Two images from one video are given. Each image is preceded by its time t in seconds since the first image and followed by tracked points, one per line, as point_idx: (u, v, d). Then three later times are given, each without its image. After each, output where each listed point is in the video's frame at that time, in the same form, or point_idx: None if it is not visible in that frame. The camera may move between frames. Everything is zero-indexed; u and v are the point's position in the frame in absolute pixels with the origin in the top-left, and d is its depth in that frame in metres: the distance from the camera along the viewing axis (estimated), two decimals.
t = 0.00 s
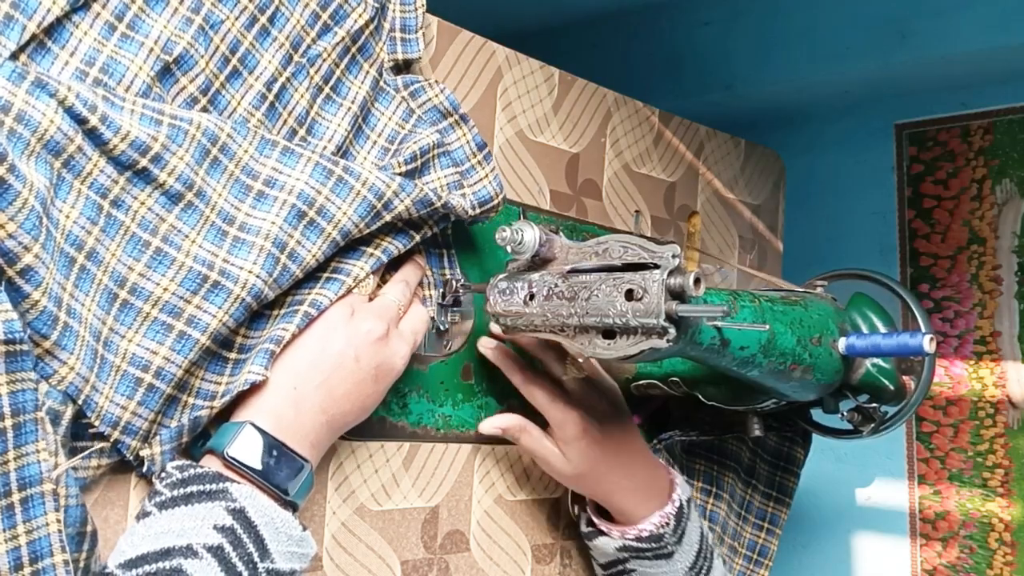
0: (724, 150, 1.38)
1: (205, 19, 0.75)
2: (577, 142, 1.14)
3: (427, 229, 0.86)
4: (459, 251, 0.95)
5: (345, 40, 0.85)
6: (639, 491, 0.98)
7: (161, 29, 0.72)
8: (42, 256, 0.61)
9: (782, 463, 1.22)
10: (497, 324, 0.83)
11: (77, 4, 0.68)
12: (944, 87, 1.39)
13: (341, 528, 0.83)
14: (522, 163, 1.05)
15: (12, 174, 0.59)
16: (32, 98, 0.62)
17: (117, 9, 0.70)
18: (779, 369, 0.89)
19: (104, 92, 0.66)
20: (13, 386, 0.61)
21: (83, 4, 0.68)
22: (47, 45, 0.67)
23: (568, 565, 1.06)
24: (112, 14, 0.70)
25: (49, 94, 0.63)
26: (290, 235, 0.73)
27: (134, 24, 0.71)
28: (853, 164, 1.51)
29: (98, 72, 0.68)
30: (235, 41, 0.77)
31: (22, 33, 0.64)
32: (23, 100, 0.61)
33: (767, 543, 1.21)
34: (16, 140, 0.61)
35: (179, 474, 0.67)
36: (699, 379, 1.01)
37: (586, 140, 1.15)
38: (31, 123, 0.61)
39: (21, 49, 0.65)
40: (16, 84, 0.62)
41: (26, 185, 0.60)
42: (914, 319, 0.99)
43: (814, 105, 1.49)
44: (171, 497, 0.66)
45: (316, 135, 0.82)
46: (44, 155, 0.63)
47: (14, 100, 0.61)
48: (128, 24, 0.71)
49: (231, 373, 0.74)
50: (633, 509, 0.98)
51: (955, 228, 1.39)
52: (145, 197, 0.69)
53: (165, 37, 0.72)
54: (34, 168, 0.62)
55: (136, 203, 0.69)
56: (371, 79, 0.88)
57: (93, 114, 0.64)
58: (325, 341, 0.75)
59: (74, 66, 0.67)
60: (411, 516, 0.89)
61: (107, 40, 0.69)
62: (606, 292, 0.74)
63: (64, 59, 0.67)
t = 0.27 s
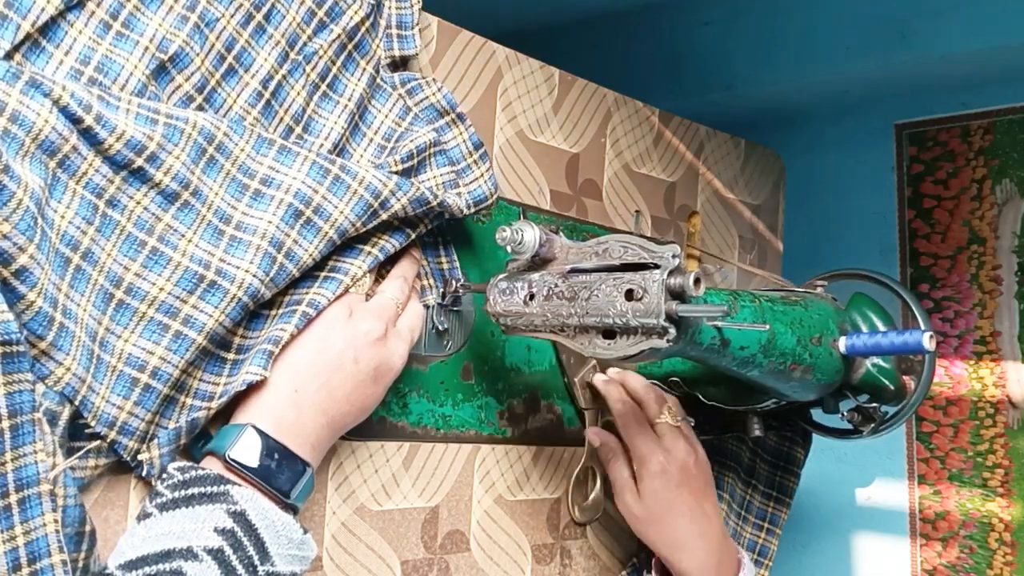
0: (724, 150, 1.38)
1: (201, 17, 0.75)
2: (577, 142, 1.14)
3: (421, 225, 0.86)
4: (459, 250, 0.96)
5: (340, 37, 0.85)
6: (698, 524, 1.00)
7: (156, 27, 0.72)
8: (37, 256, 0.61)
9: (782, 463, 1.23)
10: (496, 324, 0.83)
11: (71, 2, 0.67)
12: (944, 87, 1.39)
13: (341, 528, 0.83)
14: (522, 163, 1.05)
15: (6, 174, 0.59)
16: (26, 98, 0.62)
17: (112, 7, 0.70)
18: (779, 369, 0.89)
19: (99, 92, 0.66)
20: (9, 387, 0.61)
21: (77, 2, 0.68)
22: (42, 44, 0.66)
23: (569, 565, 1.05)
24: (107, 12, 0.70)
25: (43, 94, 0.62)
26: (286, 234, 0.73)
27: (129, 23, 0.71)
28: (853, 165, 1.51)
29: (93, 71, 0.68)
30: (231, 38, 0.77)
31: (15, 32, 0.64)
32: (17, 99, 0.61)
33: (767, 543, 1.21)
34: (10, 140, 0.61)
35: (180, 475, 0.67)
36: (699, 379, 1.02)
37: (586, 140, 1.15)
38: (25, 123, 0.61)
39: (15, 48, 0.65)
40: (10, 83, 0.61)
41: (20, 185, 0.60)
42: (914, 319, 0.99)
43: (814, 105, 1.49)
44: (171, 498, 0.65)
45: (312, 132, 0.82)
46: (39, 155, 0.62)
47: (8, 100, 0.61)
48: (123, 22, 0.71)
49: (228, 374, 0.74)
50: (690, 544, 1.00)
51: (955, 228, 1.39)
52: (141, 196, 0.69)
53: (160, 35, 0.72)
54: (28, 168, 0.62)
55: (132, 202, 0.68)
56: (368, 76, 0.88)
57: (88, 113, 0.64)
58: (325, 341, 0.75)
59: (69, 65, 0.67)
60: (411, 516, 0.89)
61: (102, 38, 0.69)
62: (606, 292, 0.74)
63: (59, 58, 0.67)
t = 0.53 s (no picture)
0: (724, 150, 1.38)
1: (195, 15, 0.74)
2: (577, 142, 1.14)
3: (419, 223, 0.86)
4: (460, 250, 0.96)
5: (336, 34, 0.85)
6: (655, 522, 1.00)
7: (151, 25, 0.72)
8: (32, 257, 0.61)
9: (782, 463, 1.22)
10: (497, 324, 0.83)
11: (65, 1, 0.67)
12: (944, 87, 1.39)
13: (341, 528, 0.83)
14: (522, 163, 1.05)
15: None
16: (20, 99, 0.62)
17: (105, 6, 0.70)
18: (779, 369, 0.89)
19: (93, 92, 0.66)
20: (6, 389, 0.61)
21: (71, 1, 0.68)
22: (36, 44, 0.66)
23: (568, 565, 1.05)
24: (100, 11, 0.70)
25: (38, 94, 0.63)
26: (283, 234, 0.73)
27: (123, 22, 0.71)
28: (853, 164, 1.51)
29: (87, 70, 0.68)
30: (226, 36, 0.77)
31: (9, 32, 0.64)
32: (11, 100, 0.61)
33: (767, 543, 1.21)
34: (4, 141, 0.61)
35: (184, 478, 0.66)
36: (699, 379, 1.02)
37: (586, 140, 1.15)
38: (19, 123, 0.61)
39: (8, 48, 0.65)
40: (4, 84, 0.62)
41: (15, 187, 0.60)
42: (915, 319, 0.99)
43: (814, 105, 1.49)
44: (175, 501, 0.65)
45: (309, 130, 0.82)
46: (33, 155, 0.63)
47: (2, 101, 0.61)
48: (117, 21, 0.70)
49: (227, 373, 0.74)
50: (644, 542, 0.99)
51: (955, 228, 1.39)
52: (136, 196, 0.69)
53: (155, 34, 0.72)
54: (23, 169, 0.62)
55: (127, 202, 0.69)
56: (364, 73, 0.87)
57: (83, 113, 0.64)
58: (324, 341, 0.76)
59: (63, 65, 0.67)
60: (411, 516, 0.89)
61: (96, 37, 0.69)
62: (606, 292, 0.74)
63: (53, 57, 0.67)
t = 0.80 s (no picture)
0: (724, 150, 1.38)
1: (187, 12, 0.74)
2: (577, 142, 1.14)
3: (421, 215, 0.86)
4: (460, 252, 0.96)
5: (330, 30, 0.85)
6: (635, 496, 0.98)
7: (143, 23, 0.72)
8: (25, 259, 0.61)
9: (782, 463, 1.22)
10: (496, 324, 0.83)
11: None
12: (944, 87, 1.39)
13: (341, 528, 0.83)
14: (522, 163, 1.05)
15: None
16: (11, 99, 0.62)
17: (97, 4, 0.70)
18: (779, 369, 0.89)
19: (86, 91, 0.66)
20: (2, 391, 0.61)
21: None
22: (27, 43, 0.66)
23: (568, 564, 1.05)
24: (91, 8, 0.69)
25: (29, 94, 0.62)
26: (277, 233, 0.73)
27: (115, 20, 0.70)
28: (853, 164, 1.51)
29: (79, 69, 0.67)
30: (219, 33, 0.77)
31: None
32: (2, 100, 0.61)
33: (767, 543, 1.21)
34: None
35: (188, 484, 0.66)
36: (699, 378, 1.02)
37: (586, 140, 1.15)
38: (10, 125, 0.61)
39: None
40: None
41: (8, 189, 0.60)
42: (915, 319, 0.99)
43: (813, 106, 1.49)
44: (179, 507, 0.65)
45: (303, 127, 0.82)
46: (25, 156, 0.62)
47: None
48: (109, 19, 0.70)
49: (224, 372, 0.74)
50: (623, 516, 0.97)
51: (955, 228, 1.39)
52: (130, 196, 0.69)
53: (147, 31, 0.72)
54: (15, 170, 0.61)
55: (120, 202, 0.68)
56: (360, 69, 0.87)
57: (75, 114, 0.64)
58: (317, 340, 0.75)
59: (55, 64, 0.67)
60: (411, 516, 0.89)
61: (88, 36, 0.69)
62: (606, 292, 0.74)
63: (45, 57, 0.66)
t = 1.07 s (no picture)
0: (724, 150, 1.38)
1: (180, 12, 0.74)
2: (577, 143, 1.14)
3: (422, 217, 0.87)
4: (459, 253, 0.96)
5: (325, 28, 0.85)
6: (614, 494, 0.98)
7: (136, 23, 0.72)
8: (16, 263, 0.61)
9: (782, 463, 1.23)
10: (497, 325, 0.83)
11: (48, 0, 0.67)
12: (943, 87, 1.39)
13: (341, 528, 0.83)
14: (522, 163, 1.06)
15: None
16: (3, 101, 0.62)
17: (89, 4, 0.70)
18: (779, 369, 0.89)
19: (77, 93, 0.66)
20: None
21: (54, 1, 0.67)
22: (19, 44, 0.66)
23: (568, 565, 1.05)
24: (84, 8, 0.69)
25: (20, 97, 0.62)
26: (272, 235, 0.73)
27: (107, 20, 0.70)
28: (853, 164, 1.51)
29: (72, 70, 0.67)
30: (213, 32, 0.77)
31: None
32: None
33: (767, 543, 1.21)
34: None
35: (192, 493, 0.65)
36: (699, 379, 1.02)
37: (586, 140, 1.15)
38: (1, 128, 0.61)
39: None
40: None
41: None
42: (915, 319, 0.99)
43: (812, 106, 1.49)
44: (181, 516, 0.64)
45: (298, 126, 0.82)
46: (16, 159, 0.63)
47: None
48: (101, 19, 0.70)
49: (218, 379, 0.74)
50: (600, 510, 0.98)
51: (955, 228, 1.39)
52: (123, 199, 0.69)
53: (139, 31, 0.72)
54: (6, 172, 0.62)
55: (113, 205, 0.68)
56: (356, 67, 0.87)
57: (66, 116, 0.64)
58: (314, 360, 0.75)
59: (47, 65, 0.67)
60: (411, 516, 0.89)
61: (80, 36, 0.69)
62: (607, 292, 0.74)
63: (37, 58, 0.66)
